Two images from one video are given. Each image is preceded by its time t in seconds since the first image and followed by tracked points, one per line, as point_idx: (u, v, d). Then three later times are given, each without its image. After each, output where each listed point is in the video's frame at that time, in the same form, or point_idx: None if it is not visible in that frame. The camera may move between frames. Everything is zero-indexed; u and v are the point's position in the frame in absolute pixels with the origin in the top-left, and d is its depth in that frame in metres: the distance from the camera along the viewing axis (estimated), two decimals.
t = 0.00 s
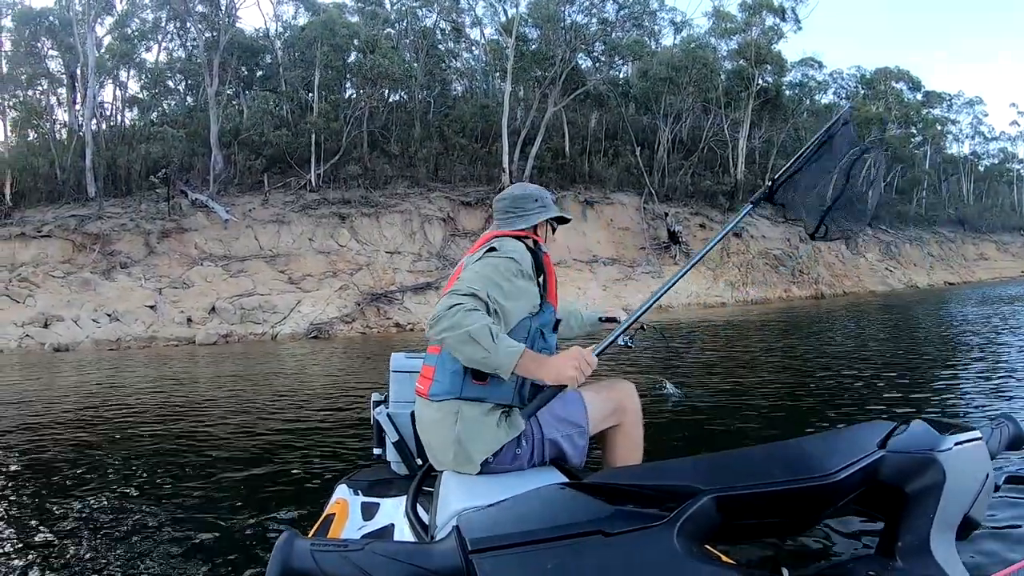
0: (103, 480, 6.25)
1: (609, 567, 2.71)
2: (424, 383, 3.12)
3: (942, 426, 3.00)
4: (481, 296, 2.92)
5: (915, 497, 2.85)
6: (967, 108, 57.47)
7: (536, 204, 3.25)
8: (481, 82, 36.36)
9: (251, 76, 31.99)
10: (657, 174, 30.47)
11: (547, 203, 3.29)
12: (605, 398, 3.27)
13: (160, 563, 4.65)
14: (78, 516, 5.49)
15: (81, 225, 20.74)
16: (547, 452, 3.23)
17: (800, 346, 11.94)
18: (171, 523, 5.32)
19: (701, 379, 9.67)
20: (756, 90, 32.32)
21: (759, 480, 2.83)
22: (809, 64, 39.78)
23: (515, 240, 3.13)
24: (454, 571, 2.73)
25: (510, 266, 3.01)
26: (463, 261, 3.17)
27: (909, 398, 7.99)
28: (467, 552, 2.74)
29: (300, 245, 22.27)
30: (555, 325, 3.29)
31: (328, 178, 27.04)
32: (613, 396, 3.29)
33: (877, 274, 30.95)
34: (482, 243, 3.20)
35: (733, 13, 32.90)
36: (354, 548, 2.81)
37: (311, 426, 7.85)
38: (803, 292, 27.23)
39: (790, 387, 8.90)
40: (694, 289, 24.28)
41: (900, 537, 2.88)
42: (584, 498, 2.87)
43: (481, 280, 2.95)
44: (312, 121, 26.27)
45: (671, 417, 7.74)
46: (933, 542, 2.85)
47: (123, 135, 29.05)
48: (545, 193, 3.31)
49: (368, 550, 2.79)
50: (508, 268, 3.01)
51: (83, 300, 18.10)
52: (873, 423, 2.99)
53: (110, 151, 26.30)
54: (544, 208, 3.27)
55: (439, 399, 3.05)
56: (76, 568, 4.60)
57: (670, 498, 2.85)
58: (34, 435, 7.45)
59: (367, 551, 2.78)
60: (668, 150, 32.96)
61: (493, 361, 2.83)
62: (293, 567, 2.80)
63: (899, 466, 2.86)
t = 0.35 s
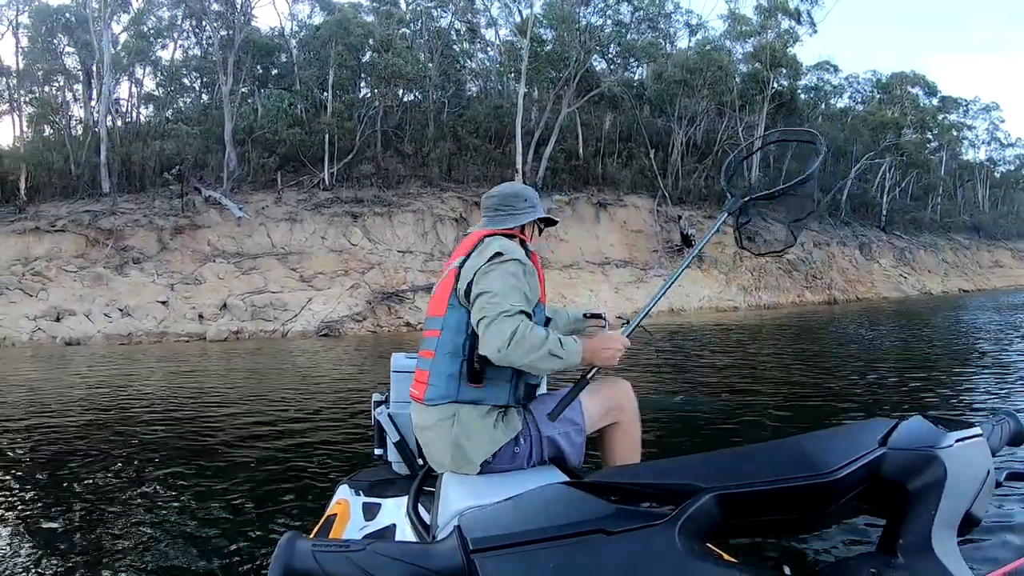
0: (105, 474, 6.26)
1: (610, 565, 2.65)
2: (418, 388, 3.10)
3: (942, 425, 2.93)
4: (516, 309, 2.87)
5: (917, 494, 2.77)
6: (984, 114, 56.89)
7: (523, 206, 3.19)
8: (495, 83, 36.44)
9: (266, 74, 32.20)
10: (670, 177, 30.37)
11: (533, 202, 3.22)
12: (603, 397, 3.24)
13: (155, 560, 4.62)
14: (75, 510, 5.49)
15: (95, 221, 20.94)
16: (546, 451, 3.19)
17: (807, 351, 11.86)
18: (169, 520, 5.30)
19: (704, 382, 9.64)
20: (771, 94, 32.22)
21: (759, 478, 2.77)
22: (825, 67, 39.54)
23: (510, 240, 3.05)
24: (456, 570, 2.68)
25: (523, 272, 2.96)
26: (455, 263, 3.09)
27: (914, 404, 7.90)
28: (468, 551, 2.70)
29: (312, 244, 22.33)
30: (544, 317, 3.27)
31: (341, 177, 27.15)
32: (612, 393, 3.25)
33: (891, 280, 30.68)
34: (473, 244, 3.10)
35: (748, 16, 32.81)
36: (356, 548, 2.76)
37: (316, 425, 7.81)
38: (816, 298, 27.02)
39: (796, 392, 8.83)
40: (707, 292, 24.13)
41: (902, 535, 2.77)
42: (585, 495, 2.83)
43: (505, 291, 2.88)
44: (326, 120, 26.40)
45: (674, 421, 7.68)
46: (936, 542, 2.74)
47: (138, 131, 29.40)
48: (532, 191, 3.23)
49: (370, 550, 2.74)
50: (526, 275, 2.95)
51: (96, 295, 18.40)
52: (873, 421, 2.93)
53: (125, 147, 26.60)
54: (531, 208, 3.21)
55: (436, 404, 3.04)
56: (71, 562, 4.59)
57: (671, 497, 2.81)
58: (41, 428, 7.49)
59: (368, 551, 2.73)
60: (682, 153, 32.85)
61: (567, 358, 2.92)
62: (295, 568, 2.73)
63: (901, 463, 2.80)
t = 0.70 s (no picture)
0: (108, 470, 6.24)
1: (609, 568, 2.62)
2: (414, 389, 3.11)
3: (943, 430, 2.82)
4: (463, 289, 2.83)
5: (916, 499, 2.67)
6: (1000, 120, 56.23)
7: (514, 207, 3.15)
8: (509, 83, 36.47)
9: (280, 73, 32.35)
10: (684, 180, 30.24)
11: (531, 207, 3.19)
12: (600, 399, 3.17)
13: (151, 559, 4.58)
14: (76, 505, 5.47)
15: (108, 216, 21.10)
16: (542, 452, 3.15)
17: (816, 356, 11.77)
18: (168, 519, 5.25)
19: (709, 386, 9.60)
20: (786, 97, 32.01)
21: (761, 481, 2.67)
22: (841, 71, 39.24)
23: (495, 238, 3.04)
24: (454, 571, 2.65)
25: (494, 262, 2.92)
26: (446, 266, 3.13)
27: (921, 412, 7.80)
28: (467, 551, 2.67)
29: (324, 242, 22.36)
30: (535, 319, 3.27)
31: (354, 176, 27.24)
32: (609, 395, 3.18)
33: (905, 287, 30.43)
34: (463, 246, 3.13)
35: (764, 18, 32.62)
36: (354, 548, 2.74)
37: (324, 425, 7.74)
38: (829, 303, 26.82)
39: (803, 399, 8.75)
40: (719, 297, 24.00)
41: (900, 540, 2.68)
42: (584, 498, 2.78)
43: (458, 277, 2.89)
44: (339, 119, 26.50)
45: (679, 425, 7.63)
46: (934, 549, 2.65)
47: (153, 128, 29.67)
48: (529, 194, 3.19)
49: (368, 550, 2.72)
50: (490, 264, 2.91)
51: (108, 289, 18.67)
52: (874, 424, 2.81)
53: (139, 143, 26.84)
54: (526, 213, 3.16)
55: (430, 403, 3.05)
56: (67, 558, 4.57)
57: (668, 501, 2.72)
58: (49, 422, 7.51)
59: (367, 552, 2.69)
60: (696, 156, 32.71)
61: (505, 329, 2.76)
62: (292, 567, 2.67)
63: (903, 469, 2.69)
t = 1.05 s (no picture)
0: (113, 467, 6.24)
1: (606, 569, 2.56)
2: (410, 394, 3.10)
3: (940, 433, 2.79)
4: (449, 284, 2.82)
5: (914, 503, 2.65)
6: (1017, 122, 55.52)
7: (499, 206, 3.14)
8: (523, 84, 36.52)
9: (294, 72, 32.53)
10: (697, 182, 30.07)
11: (522, 205, 3.18)
12: (600, 402, 3.13)
13: (146, 557, 4.55)
14: (77, 501, 5.48)
15: (122, 214, 21.30)
16: (539, 456, 3.15)
17: (821, 360, 11.68)
18: (169, 514, 5.27)
19: (712, 389, 9.51)
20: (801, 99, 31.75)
21: (760, 482, 2.66)
22: (856, 73, 38.94)
23: (481, 237, 3.04)
24: (452, 571, 2.63)
25: (480, 258, 2.92)
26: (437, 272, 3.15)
27: (927, 417, 7.71)
28: (464, 552, 2.64)
29: (335, 241, 22.42)
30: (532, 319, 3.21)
31: (366, 175, 27.33)
32: (609, 398, 3.14)
33: (918, 291, 30.15)
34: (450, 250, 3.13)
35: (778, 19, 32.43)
36: (351, 547, 2.73)
37: (330, 426, 7.68)
38: (842, 307, 26.61)
39: (807, 403, 8.66)
40: (731, 299, 23.87)
41: (899, 543, 2.64)
42: (580, 499, 2.76)
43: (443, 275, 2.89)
44: (352, 118, 26.60)
45: (686, 428, 7.57)
46: (933, 553, 2.60)
47: (166, 127, 30.00)
48: (514, 190, 3.19)
49: (365, 550, 2.71)
50: (475, 259, 2.91)
51: (120, 286, 18.95)
52: (872, 429, 2.83)
53: (152, 142, 27.12)
54: (514, 212, 3.14)
55: (427, 407, 3.02)
56: (64, 554, 4.57)
57: (666, 501, 2.69)
58: (59, 417, 7.56)
59: (365, 551, 2.70)
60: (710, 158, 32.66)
61: (497, 308, 2.74)
62: (291, 566, 2.70)
63: (900, 472, 2.68)
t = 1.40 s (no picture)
0: (121, 462, 6.27)
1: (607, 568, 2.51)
2: (408, 396, 3.09)
3: (937, 433, 2.75)
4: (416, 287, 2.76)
5: (913, 502, 2.59)
6: None
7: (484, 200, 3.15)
8: (535, 84, 36.54)
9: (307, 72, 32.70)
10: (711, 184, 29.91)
11: (513, 195, 3.13)
12: (602, 404, 3.12)
13: (147, 552, 4.60)
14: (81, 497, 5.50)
15: (135, 211, 21.46)
16: (538, 457, 3.12)
17: (825, 363, 11.65)
18: (174, 508, 5.35)
19: (714, 392, 9.50)
20: (815, 101, 31.51)
21: (761, 482, 2.61)
22: (871, 75, 38.58)
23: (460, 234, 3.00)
24: (452, 571, 2.57)
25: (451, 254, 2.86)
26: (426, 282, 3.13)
27: (938, 422, 7.60)
28: (465, 551, 2.59)
29: (347, 241, 22.48)
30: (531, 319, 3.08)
31: (379, 175, 27.42)
32: (611, 400, 3.13)
33: (933, 295, 29.87)
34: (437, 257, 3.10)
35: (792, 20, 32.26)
36: (352, 546, 2.67)
37: (338, 425, 7.67)
38: (855, 311, 26.41)
39: (809, 406, 8.64)
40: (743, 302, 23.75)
41: (899, 541, 2.57)
42: (580, 498, 2.69)
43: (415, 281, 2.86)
44: (365, 118, 26.68)
45: (693, 432, 7.49)
46: (934, 553, 2.54)
47: (180, 126, 30.27)
48: (504, 183, 3.15)
49: (366, 548, 2.64)
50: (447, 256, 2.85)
51: (132, 283, 19.19)
52: (870, 428, 2.76)
53: (166, 140, 27.34)
54: (493, 201, 3.12)
55: (423, 409, 3.02)
56: (65, 550, 4.58)
57: (666, 500, 2.62)
58: (70, 412, 7.62)
59: (365, 550, 2.62)
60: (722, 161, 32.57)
61: (439, 362, 2.65)
62: (290, 566, 2.61)
63: (899, 471, 2.62)
